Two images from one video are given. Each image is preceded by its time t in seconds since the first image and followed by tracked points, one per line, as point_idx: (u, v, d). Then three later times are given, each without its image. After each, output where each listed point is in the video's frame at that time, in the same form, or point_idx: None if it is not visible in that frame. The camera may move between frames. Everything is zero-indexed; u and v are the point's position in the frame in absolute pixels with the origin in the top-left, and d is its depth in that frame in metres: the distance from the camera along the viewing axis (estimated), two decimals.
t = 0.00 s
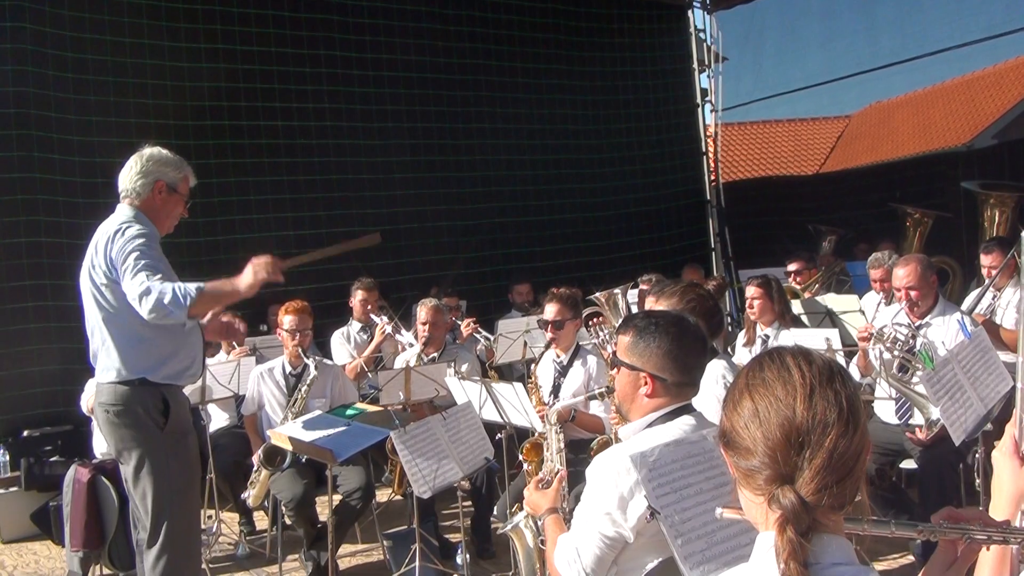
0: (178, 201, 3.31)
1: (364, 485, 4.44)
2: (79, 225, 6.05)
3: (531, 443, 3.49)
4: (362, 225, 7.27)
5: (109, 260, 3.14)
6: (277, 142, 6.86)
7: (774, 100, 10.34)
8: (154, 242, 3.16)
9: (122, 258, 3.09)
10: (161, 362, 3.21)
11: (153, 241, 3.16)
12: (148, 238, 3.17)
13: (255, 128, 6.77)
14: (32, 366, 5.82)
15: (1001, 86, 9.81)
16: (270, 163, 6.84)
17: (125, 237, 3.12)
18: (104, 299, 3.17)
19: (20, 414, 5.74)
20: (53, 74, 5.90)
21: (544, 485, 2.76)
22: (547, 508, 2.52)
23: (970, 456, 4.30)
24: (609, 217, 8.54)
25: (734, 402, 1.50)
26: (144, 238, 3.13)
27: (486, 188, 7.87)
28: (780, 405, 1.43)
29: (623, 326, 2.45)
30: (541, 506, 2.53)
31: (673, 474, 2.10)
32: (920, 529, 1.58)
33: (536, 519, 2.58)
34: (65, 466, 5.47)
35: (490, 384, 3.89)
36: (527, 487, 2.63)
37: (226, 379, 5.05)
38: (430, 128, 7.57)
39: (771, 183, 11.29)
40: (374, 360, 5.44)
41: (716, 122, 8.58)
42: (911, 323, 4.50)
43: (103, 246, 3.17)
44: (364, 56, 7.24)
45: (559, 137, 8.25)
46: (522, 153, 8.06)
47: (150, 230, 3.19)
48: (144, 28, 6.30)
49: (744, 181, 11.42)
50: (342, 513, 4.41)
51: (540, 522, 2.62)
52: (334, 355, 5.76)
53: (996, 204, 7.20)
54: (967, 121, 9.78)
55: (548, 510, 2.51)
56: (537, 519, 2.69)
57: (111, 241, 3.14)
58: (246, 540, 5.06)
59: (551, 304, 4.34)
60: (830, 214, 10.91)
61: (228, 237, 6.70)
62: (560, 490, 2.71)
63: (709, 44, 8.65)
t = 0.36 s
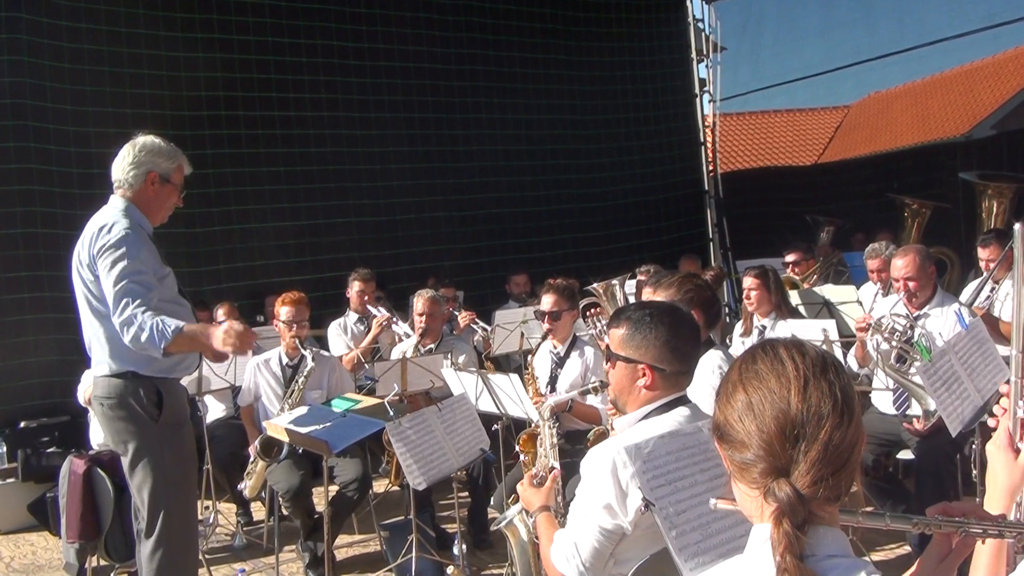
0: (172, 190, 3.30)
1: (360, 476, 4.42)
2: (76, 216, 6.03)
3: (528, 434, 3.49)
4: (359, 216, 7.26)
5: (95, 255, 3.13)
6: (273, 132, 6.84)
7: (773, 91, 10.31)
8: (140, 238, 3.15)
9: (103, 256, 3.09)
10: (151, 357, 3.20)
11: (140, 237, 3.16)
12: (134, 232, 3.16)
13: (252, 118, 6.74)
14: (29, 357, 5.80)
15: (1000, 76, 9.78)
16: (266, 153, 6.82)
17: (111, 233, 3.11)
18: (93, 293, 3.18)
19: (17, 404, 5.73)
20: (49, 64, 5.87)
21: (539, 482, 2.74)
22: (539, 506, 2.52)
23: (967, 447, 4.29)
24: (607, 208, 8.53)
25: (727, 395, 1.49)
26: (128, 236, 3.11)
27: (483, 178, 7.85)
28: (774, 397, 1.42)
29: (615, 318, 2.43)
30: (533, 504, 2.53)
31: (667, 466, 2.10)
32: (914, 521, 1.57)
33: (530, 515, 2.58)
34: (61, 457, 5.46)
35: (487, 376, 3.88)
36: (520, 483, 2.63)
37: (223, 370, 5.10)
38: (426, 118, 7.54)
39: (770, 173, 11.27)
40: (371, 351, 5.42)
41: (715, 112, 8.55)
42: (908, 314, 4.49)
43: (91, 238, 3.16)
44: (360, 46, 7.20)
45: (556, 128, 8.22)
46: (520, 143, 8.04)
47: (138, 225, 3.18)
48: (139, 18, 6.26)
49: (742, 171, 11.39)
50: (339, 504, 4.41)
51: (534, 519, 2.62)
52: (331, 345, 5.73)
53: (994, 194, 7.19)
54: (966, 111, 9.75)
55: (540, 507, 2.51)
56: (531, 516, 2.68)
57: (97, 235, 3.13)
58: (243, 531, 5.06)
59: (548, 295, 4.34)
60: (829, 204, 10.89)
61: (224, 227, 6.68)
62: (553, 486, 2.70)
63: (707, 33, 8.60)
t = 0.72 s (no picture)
0: (156, 181, 3.26)
1: (356, 467, 4.42)
2: (71, 208, 6.00)
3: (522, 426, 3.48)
4: (355, 207, 7.24)
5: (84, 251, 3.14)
6: (269, 124, 6.81)
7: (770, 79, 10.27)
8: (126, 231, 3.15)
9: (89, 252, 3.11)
10: (142, 351, 3.19)
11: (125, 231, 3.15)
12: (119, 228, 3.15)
13: (246, 109, 6.72)
14: (25, 350, 5.79)
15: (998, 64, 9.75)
16: (261, 145, 6.79)
17: (96, 229, 3.12)
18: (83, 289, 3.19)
19: (13, 398, 5.72)
20: (43, 56, 5.83)
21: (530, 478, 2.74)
22: (532, 502, 2.52)
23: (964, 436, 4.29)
24: (603, 198, 8.51)
25: (718, 387, 1.48)
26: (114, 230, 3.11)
27: (480, 169, 7.83)
28: (763, 391, 1.41)
29: (602, 311, 2.43)
30: (526, 500, 2.53)
31: (660, 458, 2.10)
32: (907, 517, 1.57)
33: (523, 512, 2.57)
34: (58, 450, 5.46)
35: (481, 367, 3.88)
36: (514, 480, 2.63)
37: (218, 362, 5.08)
38: (422, 108, 7.51)
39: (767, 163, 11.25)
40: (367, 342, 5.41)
41: (712, 102, 8.53)
42: (904, 303, 4.48)
43: (79, 234, 3.17)
44: (355, 36, 7.17)
45: (553, 117, 8.19)
46: (516, 134, 8.01)
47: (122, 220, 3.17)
48: (132, 9, 6.22)
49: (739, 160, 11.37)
50: (336, 495, 4.42)
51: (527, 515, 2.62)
52: (327, 337, 5.72)
53: (991, 183, 7.16)
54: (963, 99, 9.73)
55: (533, 503, 2.52)
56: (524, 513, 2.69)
57: (83, 233, 3.16)
58: (240, 524, 5.07)
59: (543, 286, 4.33)
60: (826, 193, 10.87)
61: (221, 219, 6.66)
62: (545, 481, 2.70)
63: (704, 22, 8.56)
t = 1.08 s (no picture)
0: (141, 183, 3.25)
1: (351, 462, 4.42)
2: (65, 205, 5.97)
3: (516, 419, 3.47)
4: (349, 200, 7.22)
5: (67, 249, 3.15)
6: (262, 118, 6.78)
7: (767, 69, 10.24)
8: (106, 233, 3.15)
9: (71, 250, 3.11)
10: (127, 351, 3.18)
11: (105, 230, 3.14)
12: (99, 226, 3.14)
13: (240, 103, 6.69)
14: (21, 347, 5.77)
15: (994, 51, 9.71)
16: (255, 139, 6.76)
17: (78, 225, 3.12)
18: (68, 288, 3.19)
19: (10, 395, 5.71)
20: (38, 52, 5.79)
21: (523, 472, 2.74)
22: (526, 495, 2.52)
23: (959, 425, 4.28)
24: (600, 189, 8.50)
25: (707, 379, 1.47)
26: (94, 233, 3.11)
27: (476, 162, 7.82)
28: (751, 386, 1.40)
29: (592, 303, 2.43)
30: (520, 493, 2.52)
31: (650, 451, 2.10)
32: (899, 510, 1.57)
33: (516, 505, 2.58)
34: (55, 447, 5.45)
35: (475, 361, 3.87)
36: (508, 474, 2.62)
37: (213, 358, 5.00)
38: (416, 101, 7.48)
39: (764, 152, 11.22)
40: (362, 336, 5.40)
41: (707, 92, 8.50)
42: (899, 293, 4.47)
43: (64, 231, 3.18)
44: (348, 29, 7.14)
45: (548, 108, 8.16)
46: (511, 126, 7.98)
47: (103, 218, 3.16)
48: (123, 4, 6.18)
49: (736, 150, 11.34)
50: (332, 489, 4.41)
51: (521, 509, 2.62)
52: (323, 331, 5.71)
53: (986, 171, 7.14)
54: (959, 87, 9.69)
55: (527, 497, 2.51)
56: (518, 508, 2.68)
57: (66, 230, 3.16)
58: (237, 519, 5.06)
59: (537, 279, 4.30)
60: (823, 182, 10.85)
61: (215, 214, 6.63)
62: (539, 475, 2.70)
63: (699, 12, 8.52)
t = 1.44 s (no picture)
0: (139, 182, 3.23)
1: (347, 459, 4.39)
2: (59, 204, 5.94)
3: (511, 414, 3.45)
4: (343, 196, 7.20)
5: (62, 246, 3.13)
6: (254, 114, 6.76)
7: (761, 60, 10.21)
8: (103, 231, 3.12)
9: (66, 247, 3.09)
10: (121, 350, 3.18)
11: (101, 226, 3.12)
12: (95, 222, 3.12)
13: (232, 100, 6.66)
14: (16, 347, 5.75)
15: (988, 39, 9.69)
16: (248, 137, 6.74)
17: (74, 221, 3.11)
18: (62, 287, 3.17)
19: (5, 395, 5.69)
20: (29, 51, 5.75)
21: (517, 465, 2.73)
22: (520, 488, 2.50)
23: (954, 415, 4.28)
24: (595, 183, 8.48)
25: (692, 376, 1.47)
26: (89, 228, 3.08)
27: (470, 156, 7.80)
28: (735, 382, 1.39)
29: (584, 297, 2.42)
30: (514, 485, 2.51)
31: (641, 446, 2.08)
32: (888, 505, 1.53)
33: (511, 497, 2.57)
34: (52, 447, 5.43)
35: (469, 356, 3.86)
36: (502, 463, 2.61)
37: (208, 357, 5.03)
38: (409, 95, 7.46)
39: (760, 144, 11.21)
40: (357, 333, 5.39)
41: (701, 84, 8.48)
42: (893, 284, 4.46)
43: (59, 228, 3.16)
44: (340, 24, 7.11)
45: (541, 102, 8.14)
46: (504, 120, 7.95)
47: (99, 215, 3.14)
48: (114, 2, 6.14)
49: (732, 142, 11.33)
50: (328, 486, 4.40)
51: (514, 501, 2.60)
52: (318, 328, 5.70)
53: (981, 161, 7.13)
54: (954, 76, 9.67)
55: (520, 489, 2.49)
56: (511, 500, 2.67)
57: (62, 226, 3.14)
58: (234, 517, 5.06)
59: (530, 274, 4.30)
60: (819, 173, 10.84)
61: (210, 211, 6.61)
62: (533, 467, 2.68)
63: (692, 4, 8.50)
